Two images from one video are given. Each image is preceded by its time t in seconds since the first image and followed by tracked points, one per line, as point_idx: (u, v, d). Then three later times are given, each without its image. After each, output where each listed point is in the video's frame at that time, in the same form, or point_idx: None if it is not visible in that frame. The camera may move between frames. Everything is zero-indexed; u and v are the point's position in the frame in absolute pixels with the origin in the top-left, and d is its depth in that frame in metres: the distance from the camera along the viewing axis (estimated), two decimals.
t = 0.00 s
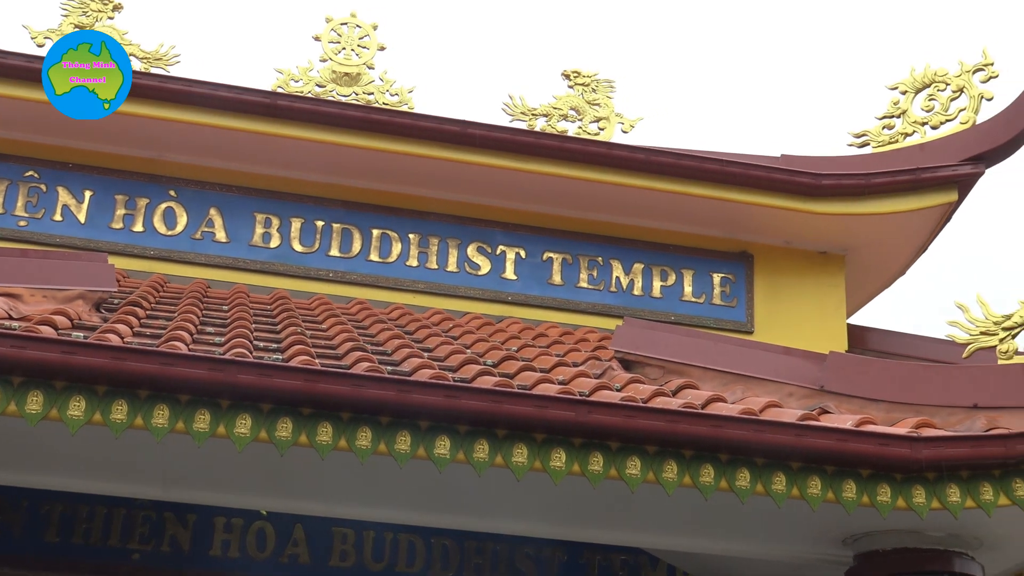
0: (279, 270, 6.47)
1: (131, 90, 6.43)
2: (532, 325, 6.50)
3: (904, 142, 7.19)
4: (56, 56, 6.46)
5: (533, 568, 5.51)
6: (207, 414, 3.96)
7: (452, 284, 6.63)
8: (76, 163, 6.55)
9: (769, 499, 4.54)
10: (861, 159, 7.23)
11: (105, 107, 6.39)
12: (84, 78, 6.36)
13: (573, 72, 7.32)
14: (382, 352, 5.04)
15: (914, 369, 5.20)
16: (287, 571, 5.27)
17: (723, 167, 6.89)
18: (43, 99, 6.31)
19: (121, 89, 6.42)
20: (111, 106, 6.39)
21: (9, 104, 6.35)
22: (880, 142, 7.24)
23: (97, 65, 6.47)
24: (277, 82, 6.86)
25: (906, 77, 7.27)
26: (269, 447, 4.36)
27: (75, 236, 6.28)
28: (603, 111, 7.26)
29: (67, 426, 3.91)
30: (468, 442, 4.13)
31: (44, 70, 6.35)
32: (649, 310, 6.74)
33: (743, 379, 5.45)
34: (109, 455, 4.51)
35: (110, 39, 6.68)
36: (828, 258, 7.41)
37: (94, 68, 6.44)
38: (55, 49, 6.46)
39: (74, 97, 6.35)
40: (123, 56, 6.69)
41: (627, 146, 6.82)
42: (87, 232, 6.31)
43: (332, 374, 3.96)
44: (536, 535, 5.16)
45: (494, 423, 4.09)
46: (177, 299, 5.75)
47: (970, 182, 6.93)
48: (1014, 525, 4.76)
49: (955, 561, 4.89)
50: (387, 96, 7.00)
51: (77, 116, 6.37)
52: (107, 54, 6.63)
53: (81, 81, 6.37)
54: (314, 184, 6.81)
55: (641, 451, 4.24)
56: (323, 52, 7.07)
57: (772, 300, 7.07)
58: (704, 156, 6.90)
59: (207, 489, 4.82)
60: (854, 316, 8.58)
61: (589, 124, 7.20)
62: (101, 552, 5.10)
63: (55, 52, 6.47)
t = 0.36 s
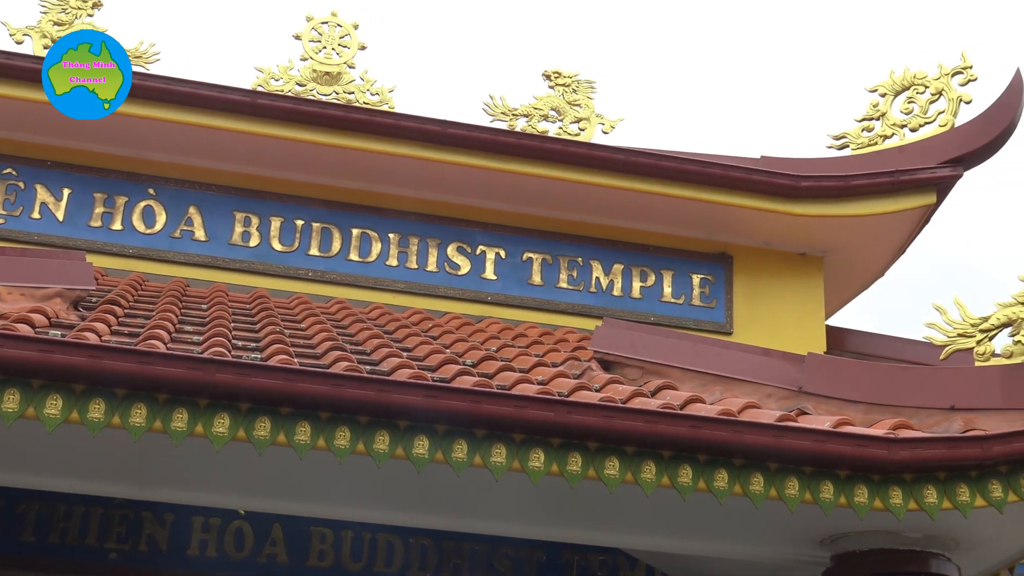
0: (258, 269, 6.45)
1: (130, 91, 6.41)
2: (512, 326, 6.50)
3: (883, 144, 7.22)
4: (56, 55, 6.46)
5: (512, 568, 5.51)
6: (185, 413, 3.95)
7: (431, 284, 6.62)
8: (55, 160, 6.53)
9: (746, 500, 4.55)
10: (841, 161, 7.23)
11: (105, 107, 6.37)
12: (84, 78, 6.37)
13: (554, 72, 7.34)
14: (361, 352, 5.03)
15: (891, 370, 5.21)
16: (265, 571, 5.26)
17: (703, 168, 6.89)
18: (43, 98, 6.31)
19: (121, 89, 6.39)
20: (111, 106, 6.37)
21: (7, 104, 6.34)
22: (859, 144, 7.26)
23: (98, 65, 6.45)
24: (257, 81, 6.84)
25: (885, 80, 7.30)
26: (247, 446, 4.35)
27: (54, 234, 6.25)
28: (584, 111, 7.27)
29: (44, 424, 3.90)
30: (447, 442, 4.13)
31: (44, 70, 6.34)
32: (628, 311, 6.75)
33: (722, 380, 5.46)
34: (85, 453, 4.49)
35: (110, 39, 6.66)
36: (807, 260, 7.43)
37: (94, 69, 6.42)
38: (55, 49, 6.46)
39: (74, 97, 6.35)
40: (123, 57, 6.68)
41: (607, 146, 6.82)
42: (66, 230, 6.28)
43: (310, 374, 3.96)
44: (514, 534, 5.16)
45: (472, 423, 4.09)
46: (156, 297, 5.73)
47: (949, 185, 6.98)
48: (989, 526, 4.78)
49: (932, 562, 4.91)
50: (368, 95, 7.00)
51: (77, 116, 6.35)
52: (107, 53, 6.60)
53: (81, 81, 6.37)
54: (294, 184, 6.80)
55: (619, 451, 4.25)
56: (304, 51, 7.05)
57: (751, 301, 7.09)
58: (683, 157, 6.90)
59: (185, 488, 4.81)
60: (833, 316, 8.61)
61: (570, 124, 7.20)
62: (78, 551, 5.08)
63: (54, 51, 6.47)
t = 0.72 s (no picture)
0: (235, 269, 6.44)
1: (130, 92, 6.42)
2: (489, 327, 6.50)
3: (860, 148, 7.25)
4: (56, 55, 6.45)
5: (487, 568, 5.52)
6: (160, 413, 3.94)
7: (408, 284, 6.62)
8: (31, 158, 6.50)
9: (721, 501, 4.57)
10: (818, 163, 7.24)
11: (105, 107, 6.34)
12: (84, 78, 6.36)
13: (532, 74, 7.33)
14: (337, 352, 5.01)
15: (866, 373, 5.23)
16: (240, 571, 5.24)
17: (680, 170, 6.91)
18: (42, 99, 6.30)
19: (121, 89, 6.38)
20: (111, 106, 6.35)
21: (6, 104, 6.34)
22: (836, 147, 7.29)
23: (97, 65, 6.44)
24: (235, 80, 6.83)
25: (862, 83, 7.33)
26: (222, 446, 4.33)
27: (29, 232, 6.22)
28: (562, 112, 7.27)
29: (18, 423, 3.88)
30: (423, 443, 4.13)
31: (44, 70, 6.33)
32: (605, 313, 6.76)
33: (698, 382, 5.48)
34: (59, 453, 4.47)
35: (111, 39, 6.60)
36: (783, 262, 7.46)
37: (94, 69, 6.41)
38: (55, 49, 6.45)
39: (74, 97, 6.34)
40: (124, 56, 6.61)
41: (586, 148, 6.82)
42: (42, 229, 6.25)
43: (286, 374, 3.95)
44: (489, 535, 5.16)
45: (449, 425, 4.09)
46: (132, 296, 5.71)
47: (924, 189, 7.02)
48: (962, 528, 4.80)
49: (905, 564, 4.93)
50: (346, 96, 6.99)
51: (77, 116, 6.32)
52: (107, 53, 6.55)
53: (81, 81, 6.36)
54: (271, 183, 6.78)
55: (595, 452, 4.26)
56: (282, 50, 7.04)
57: (729, 303, 7.10)
58: (661, 159, 6.92)
59: (162, 488, 4.80)
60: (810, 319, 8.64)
61: (548, 126, 7.21)
62: (52, 551, 5.06)
63: (54, 51, 6.46)
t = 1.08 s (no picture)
0: (213, 270, 6.42)
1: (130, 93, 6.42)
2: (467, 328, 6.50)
3: (838, 151, 7.29)
4: (56, 55, 6.46)
5: (465, 569, 5.52)
6: (137, 414, 3.92)
7: (387, 285, 6.61)
8: (9, 157, 6.47)
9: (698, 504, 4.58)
10: (797, 167, 7.28)
11: (105, 107, 6.36)
12: (84, 78, 6.37)
13: (513, 75, 7.34)
14: (316, 353, 5.01)
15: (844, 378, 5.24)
16: (217, 572, 5.23)
17: (659, 172, 6.92)
18: (44, 101, 6.30)
19: (121, 89, 6.39)
20: (111, 106, 6.37)
21: (6, 107, 6.34)
22: (814, 150, 7.32)
23: (97, 65, 6.44)
24: (215, 80, 6.81)
25: (841, 87, 7.35)
26: (200, 447, 4.33)
27: (7, 231, 6.19)
28: (542, 114, 7.28)
29: None
30: (401, 444, 4.13)
31: (44, 71, 6.33)
32: (583, 315, 6.77)
33: (676, 385, 5.49)
34: (35, 453, 4.45)
35: (111, 39, 6.58)
36: (762, 266, 7.48)
37: (94, 69, 6.42)
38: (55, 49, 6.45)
39: (74, 97, 6.34)
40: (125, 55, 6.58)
41: (565, 150, 6.83)
42: (20, 228, 6.22)
43: (263, 375, 3.94)
44: (466, 536, 5.16)
45: (426, 426, 4.09)
46: (110, 296, 5.69)
47: (902, 193, 7.03)
48: (938, 531, 4.82)
49: (880, 567, 4.95)
50: (326, 96, 6.98)
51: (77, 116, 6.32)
52: (107, 53, 6.53)
53: (81, 81, 6.37)
54: (251, 184, 6.76)
55: (573, 455, 4.26)
56: (262, 50, 7.03)
57: (707, 306, 7.12)
58: (640, 162, 6.92)
59: (138, 489, 4.78)
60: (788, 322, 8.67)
61: (528, 128, 7.22)
62: (28, 552, 5.04)
63: (54, 50, 6.46)
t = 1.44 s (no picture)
0: (191, 268, 6.40)
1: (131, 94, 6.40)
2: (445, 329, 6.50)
3: (817, 155, 7.32)
4: (56, 55, 6.44)
5: (441, 570, 5.52)
6: (113, 413, 3.91)
7: (365, 286, 6.60)
8: None
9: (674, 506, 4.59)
10: (776, 171, 7.32)
11: (105, 107, 6.35)
12: (84, 78, 6.36)
13: (492, 77, 7.34)
14: (293, 353, 5.00)
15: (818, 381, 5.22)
16: (192, 572, 5.21)
17: (638, 175, 6.93)
18: (45, 102, 6.30)
19: (121, 89, 6.38)
20: (111, 106, 6.36)
21: (8, 108, 6.33)
22: (793, 154, 7.36)
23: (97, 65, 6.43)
24: (193, 79, 6.79)
25: (819, 91, 7.38)
26: (175, 447, 4.31)
27: None
28: (521, 116, 7.28)
29: None
30: (377, 445, 4.13)
31: (45, 71, 6.31)
32: (561, 317, 6.77)
33: (653, 387, 5.50)
34: (10, 452, 4.43)
35: (111, 38, 6.60)
36: (739, 268, 7.50)
37: (95, 69, 6.41)
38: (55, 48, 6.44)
39: (74, 97, 6.33)
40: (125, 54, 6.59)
41: (544, 152, 6.84)
42: None
43: (240, 375, 3.93)
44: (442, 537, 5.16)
45: (403, 427, 4.09)
46: (87, 295, 5.67)
47: (880, 197, 7.08)
48: (912, 534, 4.84)
49: (854, 568, 4.97)
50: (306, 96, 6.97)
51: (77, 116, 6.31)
52: (108, 53, 6.54)
53: (81, 81, 6.36)
54: (229, 183, 6.75)
55: (549, 456, 4.26)
56: (241, 49, 7.01)
57: (684, 309, 7.13)
58: (619, 164, 6.93)
59: (114, 488, 4.76)
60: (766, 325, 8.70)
61: (507, 129, 7.22)
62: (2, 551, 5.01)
63: (54, 50, 6.45)
